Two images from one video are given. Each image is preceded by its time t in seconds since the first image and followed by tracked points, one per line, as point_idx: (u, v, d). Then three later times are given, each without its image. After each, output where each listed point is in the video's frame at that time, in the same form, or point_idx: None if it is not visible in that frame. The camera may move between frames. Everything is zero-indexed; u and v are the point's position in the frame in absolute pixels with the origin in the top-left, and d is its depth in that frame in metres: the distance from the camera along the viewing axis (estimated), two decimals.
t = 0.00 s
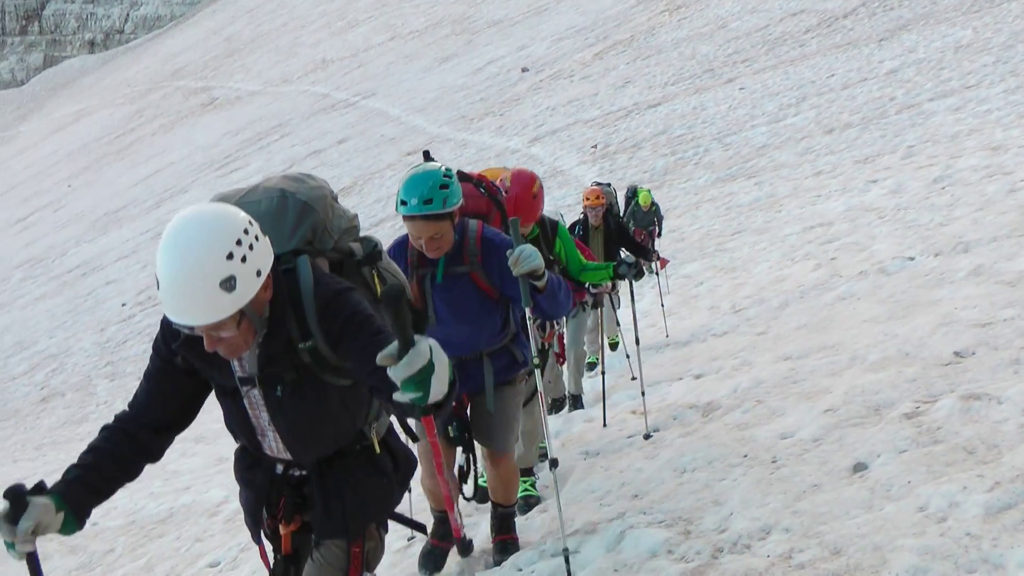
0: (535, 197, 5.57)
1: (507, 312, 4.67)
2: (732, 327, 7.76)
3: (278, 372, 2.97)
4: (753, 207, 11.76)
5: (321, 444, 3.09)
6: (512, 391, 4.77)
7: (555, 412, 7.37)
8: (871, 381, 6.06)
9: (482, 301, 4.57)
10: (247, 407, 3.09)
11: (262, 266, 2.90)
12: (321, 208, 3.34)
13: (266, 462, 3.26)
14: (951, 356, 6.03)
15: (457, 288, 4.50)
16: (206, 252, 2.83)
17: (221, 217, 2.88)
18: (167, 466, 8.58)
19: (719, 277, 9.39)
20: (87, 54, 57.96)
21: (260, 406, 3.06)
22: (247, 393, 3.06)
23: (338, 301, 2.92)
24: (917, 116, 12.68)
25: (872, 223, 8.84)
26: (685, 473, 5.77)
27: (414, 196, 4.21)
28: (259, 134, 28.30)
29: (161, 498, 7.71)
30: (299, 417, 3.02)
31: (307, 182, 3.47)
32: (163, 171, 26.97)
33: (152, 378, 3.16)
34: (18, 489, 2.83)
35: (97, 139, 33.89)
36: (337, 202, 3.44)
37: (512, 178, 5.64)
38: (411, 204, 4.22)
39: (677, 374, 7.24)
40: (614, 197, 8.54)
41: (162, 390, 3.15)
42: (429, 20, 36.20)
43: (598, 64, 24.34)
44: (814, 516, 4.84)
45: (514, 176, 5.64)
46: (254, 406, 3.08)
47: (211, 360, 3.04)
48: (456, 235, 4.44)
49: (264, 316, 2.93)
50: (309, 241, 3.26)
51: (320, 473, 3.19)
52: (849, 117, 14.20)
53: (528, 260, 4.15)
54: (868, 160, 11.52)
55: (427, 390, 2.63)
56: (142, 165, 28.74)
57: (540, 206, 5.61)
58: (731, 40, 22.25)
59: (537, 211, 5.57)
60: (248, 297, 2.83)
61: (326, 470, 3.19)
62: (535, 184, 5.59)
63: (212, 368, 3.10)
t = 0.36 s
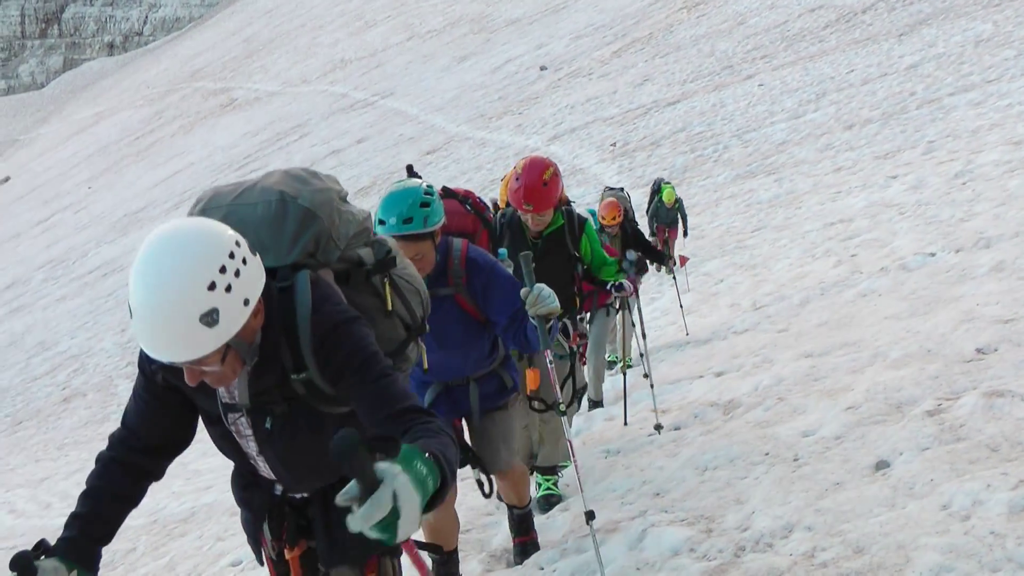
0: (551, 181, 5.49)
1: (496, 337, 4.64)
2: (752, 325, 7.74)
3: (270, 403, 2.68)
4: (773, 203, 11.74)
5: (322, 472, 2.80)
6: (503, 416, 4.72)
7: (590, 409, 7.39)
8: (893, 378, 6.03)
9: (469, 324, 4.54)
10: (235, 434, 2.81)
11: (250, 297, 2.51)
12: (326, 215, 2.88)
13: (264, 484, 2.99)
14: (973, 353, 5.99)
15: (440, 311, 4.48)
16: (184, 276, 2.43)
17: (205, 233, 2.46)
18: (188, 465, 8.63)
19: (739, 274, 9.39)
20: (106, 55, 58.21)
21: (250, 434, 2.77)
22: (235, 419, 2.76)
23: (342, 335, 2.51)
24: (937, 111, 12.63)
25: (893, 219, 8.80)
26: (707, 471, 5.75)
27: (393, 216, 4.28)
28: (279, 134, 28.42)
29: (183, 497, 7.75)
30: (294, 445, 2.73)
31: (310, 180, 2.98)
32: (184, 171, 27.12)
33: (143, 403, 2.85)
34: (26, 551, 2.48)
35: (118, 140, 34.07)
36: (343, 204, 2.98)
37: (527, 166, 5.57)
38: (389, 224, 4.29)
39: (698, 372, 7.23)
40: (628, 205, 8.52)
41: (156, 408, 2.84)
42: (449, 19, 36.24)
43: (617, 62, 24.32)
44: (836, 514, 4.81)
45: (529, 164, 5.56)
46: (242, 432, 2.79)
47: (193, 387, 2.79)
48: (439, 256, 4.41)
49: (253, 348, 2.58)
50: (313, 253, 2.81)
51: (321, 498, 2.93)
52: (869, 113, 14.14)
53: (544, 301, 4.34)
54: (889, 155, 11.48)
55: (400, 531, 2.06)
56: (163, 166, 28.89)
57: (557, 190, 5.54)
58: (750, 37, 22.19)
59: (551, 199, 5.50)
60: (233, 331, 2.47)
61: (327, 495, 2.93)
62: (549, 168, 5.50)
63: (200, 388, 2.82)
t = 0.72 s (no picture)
0: (545, 192, 5.42)
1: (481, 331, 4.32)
2: (761, 322, 7.75)
3: (255, 376, 2.54)
4: (782, 200, 11.76)
5: (307, 468, 2.64)
6: (487, 413, 4.46)
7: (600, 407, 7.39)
8: (903, 374, 6.03)
9: (454, 320, 4.23)
10: (218, 415, 2.66)
11: (240, 248, 2.49)
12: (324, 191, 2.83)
13: (241, 491, 2.85)
14: (983, 348, 5.98)
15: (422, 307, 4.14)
16: (170, 219, 2.42)
17: (196, 177, 2.46)
18: (199, 463, 8.68)
19: (748, 271, 9.41)
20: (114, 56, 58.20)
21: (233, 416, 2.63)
22: (218, 398, 2.63)
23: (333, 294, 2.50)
24: (946, 107, 12.61)
25: (901, 215, 8.81)
26: (716, 469, 5.75)
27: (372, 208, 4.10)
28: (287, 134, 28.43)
29: (194, 495, 7.81)
30: (283, 432, 2.58)
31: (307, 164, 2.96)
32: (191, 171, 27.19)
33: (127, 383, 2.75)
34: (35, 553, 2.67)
35: (125, 140, 34.11)
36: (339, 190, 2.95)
37: (519, 177, 5.46)
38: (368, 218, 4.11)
39: (707, 369, 7.25)
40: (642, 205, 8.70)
41: (141, 392, 2.75)
42: (456, 18, 36.21)
43: (625, 61, 24.30)
44: (846, 510, 4.82)
45: (520, 175, 5.46)
46: (226, 415, 2.65)
47: (178, 354, 2.66)
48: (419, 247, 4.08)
49: (240, 313, 2.52)
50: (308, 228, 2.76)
51: (305, 501, 2.75)
52: (877, 109, 14.12)
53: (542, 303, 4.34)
54: (897, 151, 11.48)
55: (336, 360, 2.00)
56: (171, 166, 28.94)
57: (552, 201, 5.46)
58: (758, 34, 22.17)
59: (546, 210, 5.42)
60: (218, 281, 2.45)
61: (313, 497, 2.76)
62: (541, 179, 5.42)
63: (180, 366, 2.68)
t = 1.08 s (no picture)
0: (518, 212, 4.92)
1: (485, 337, 4.05)
2: (771, 322, 7.76)
3: (215, 424, 2.08)
4: (793, 199, 11.75)
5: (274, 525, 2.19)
6: (491, 415, 4.12)
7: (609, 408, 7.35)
8: (912, 375, 6.02)
9: (459, 329, 3.95)
10: (172, 469, 2.18)
11: (190, 295, 2.01)
12: (294, 217, 2.36)
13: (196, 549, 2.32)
14: (992, 349, 5.97)
15: (424, 316, 3.88)
16: (114, 250, 1.91)
17: (145, 213, 1.98)
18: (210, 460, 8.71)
19: (758, 270, 9.42)
20: (126, 52, 58.29)
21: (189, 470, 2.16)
22: (172, 452, 2.15)
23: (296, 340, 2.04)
24: (957, 108, 12.60)
25: (911, 215, 8.81)
26: (725, 468, 5.75)
27: (374, 206, 3.59)
28: (298, 131, 28.44)
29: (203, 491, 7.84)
30: (245, 491, 2.13)
31: (282, 182, 2.48)
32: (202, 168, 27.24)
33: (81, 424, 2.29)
34: None
35: (135, 136, 34.17)
36: (315, 213, 2.47)
37: (490, 195, 4.94)
38: (372, 214, 3.59)
39: (716, 368, 7.26)
40: (657, 196, 8.63)
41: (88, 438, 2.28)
42: (468, 16, 36.19)
43: (636, 60, 24.29)
44: (854, 511, 4.81)
45: (492, 193, 4.94)
46: (182, 468, 2.16)
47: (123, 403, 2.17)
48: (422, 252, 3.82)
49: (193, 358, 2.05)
50: (274, 259, 2.29)
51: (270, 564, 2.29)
52: (889, 109, 14.10)
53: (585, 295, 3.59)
54: (908, 151, 11.48)
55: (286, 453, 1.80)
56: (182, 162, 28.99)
57: (525, 220, 4.97)
58: (770, 33, 22.15)
59: (519, 229, 4.96)
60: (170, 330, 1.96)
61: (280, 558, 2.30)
62: (515, 197, 4.91)
63: (133, 415, 2.19)
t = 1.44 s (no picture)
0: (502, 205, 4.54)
1: (500, 335, 3.71)
2: (780, 321, 7.76)
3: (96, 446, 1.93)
4: (801, 199, 11.74)
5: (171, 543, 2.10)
6: (503, 430, 3.86)
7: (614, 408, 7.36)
8: (920, 375, 6.01)
9: (474, 322, 3.61)
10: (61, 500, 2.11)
11: (34, 296, 1.69)
12: (184, 214, 2.09)
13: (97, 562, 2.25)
14: (1000, 349, 5.96)
15: (437, 302, 3.56)
16: None
17: None
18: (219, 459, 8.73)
19: (767, 270, 9.42)
20: (137, 49, 58.42)
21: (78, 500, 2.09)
22: (59, 482, 2.07)
23: (178, 361, 1.73)
24: (966, 108, 12.57)
25: (920, 215, 8.80)
26: (732, 468, 5.74)
27: (392, 155, 3.44)
28: (307, 128, 28.45)
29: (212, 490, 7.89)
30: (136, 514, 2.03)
31: (172, 172, 2.20)
32: (212, 165, 27.28)
33: None
34: None
35: (145, 132, 34.23)
36: (209, 206, 2.20)
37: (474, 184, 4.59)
38: (391, 161, 3.43)
39: (724, 367, 7.26)
40: (658, 208, 8.63)
41: None
42: (478, 13, 36.18)
43: (646, 58, 24.28)
44: (861, 511, 4.81)
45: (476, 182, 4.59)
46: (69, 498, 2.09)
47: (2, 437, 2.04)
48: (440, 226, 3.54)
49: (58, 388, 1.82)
50: (162, 262, 2.00)
51: None
52: (898, 109, 14.07)
53: (643, 303, 3.30)
54: (918, 151, 11.46)
55: None
56: (192, 160, 29.03)
57: (511, 214, 4.60)
58: (780, 32, 22.12)
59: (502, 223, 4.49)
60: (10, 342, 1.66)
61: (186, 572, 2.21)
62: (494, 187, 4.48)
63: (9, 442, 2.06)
